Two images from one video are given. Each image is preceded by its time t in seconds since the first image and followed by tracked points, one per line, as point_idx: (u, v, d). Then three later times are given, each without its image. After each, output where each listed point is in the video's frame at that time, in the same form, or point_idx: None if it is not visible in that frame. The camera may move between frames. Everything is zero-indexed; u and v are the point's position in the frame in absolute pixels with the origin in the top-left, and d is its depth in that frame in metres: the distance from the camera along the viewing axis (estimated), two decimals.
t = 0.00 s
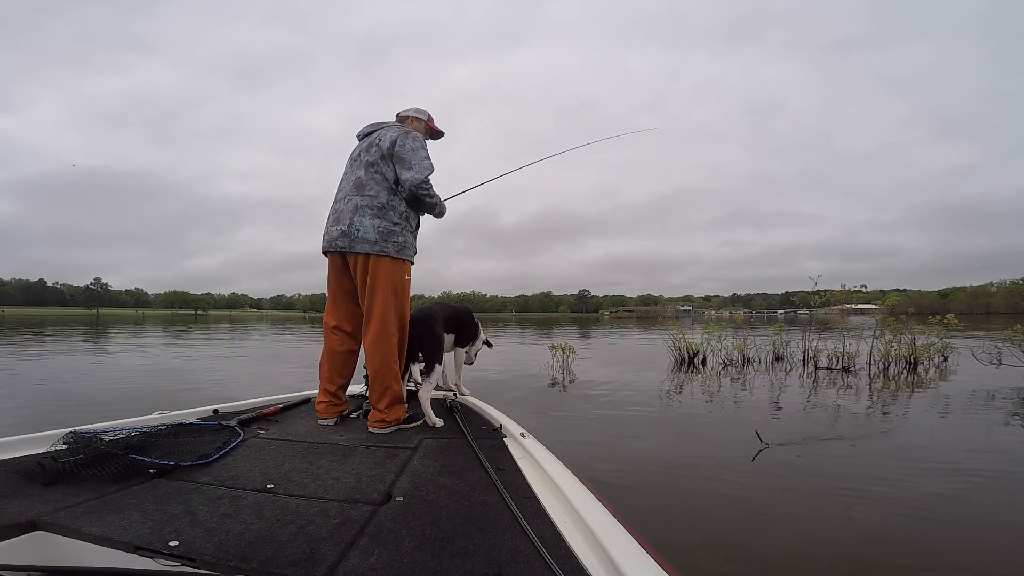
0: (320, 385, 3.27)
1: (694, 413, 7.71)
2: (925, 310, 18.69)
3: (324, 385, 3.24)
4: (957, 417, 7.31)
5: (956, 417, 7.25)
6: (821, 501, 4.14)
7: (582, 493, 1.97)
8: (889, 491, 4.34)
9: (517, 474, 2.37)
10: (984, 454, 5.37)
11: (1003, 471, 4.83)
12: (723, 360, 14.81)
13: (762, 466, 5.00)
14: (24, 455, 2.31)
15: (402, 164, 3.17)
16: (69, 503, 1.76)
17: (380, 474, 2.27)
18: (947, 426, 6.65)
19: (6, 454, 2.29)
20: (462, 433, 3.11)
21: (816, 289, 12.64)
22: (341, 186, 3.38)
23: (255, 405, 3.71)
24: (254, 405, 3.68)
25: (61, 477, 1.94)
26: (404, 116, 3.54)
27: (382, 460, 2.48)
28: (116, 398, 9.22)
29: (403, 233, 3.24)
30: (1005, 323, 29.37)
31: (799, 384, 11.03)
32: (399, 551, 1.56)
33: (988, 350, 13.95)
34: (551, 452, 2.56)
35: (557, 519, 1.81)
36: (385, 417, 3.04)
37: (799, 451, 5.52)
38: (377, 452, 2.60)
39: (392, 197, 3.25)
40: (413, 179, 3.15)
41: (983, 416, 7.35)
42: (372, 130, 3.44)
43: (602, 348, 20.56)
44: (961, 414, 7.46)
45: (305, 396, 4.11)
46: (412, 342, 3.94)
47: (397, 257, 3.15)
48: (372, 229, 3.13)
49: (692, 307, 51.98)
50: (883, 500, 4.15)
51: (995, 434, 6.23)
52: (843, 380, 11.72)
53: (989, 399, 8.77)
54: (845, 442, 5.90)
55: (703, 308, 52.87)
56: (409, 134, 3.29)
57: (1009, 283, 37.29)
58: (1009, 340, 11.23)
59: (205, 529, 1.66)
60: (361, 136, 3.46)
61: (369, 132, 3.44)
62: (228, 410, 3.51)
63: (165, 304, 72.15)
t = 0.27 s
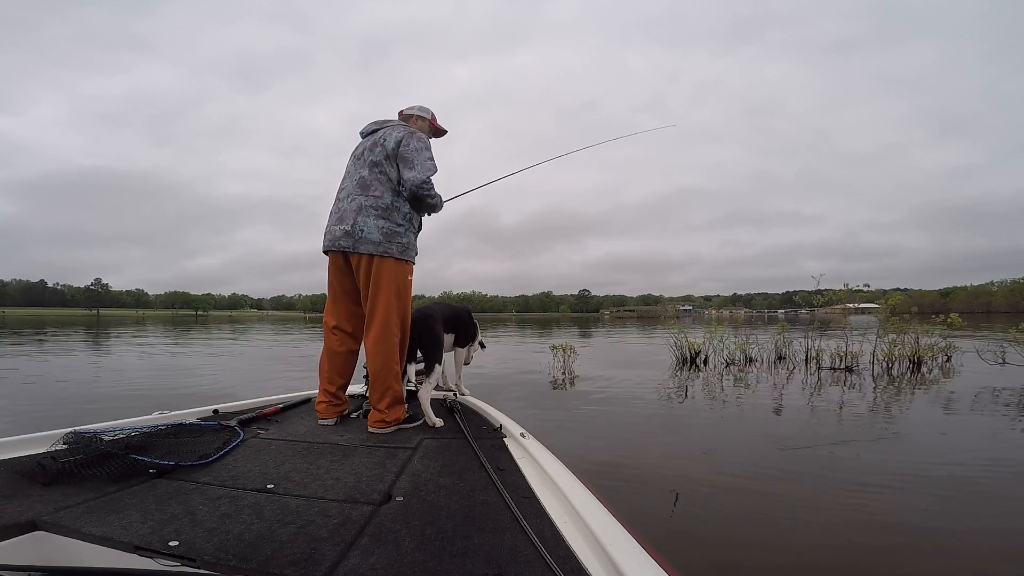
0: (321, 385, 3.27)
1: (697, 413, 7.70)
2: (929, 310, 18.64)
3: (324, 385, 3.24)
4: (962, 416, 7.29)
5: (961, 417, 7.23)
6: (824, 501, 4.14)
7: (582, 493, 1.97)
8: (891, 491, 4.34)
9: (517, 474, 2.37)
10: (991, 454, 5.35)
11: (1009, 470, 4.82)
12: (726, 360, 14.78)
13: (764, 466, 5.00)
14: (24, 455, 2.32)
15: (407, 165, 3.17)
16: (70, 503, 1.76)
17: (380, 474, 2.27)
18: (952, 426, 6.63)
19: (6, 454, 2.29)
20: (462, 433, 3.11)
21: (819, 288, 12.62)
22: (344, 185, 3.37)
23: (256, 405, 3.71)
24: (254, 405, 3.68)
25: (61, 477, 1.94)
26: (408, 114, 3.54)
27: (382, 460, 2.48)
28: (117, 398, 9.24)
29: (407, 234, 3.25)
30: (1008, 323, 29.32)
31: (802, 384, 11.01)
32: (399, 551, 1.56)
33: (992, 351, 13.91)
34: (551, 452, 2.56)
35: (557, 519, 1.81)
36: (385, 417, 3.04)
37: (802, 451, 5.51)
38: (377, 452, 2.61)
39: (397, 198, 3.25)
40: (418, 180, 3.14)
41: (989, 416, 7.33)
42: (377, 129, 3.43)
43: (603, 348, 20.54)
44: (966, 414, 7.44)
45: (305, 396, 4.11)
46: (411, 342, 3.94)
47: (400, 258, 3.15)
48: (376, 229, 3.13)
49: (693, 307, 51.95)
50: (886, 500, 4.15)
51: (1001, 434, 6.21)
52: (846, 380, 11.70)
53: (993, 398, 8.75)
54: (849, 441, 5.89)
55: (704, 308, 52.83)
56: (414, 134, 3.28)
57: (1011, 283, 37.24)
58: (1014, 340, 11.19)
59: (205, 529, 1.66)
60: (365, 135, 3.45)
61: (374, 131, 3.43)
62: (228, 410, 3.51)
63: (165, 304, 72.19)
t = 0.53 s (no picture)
0: (321, 385, 3.27)
1: (700, 412, 7.69)
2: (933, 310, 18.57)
3: (324, 385, 3.24)
4: (966, 416, 7.26)
5: (966, 416, 7.20)
6: (824, 501, 4.13)
7: (582, 493, 1.97)
8: (893, 491, 4.33)
9: (517, 473, 2.37)
10: (996, 454, 5.32)
11: (1014, 470, 4.80)
12: (728, 359, 14.76)
13: (766, 466, 4.99)
14: (24, 455, 2.32)
15: (413, 165, 3.18)
16: (70, 503, 1.76)
17: (380, 474, 2.27)
18: (957, 426, 6.60)
19: (6, 454, 2.29)
20: (462, 433, 3.11)
21: (822, 287, 12.58)
22: (347, 183, 3.35)
23: (256, 405, 3.71)
24: (254, 405, 3.68)
25: (61, 477, 1.94)
26: (411, 113, 3.53)
27: (382, 460, 2.48)
28: (117, 398, 9.27)
29: (411, 234, 3.26)
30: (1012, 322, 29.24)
31: (804, 383, 10.99)
32: (399, 551, 1.56)
33: (997, 350, 13.86)
34: (551, 452, 2.56)
35: (557, 519, 1.81)
36: (385, 417, 3.04)
37: (805, 451, 5.50)
38: (377, 452, 2.60)
39: (401, 198, 3.26)
40: (423, 180, 3.15)
41: (993, 415, 7.30)
42: (380, 127, 3.42)
43: (604, 347, 20.52)
44: (971, 413, 7.41)
45: (305, 396, 4.11)
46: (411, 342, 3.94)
47: (404, 259, 3.16)
48: (381, 230, 3.13)
49: (694, 306, 51.91)
50: (888, 500, 4.15)
51: (1006, 434, 6.19)
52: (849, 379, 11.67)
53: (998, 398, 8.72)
54: (852, 441, 5.87)
55: (705, 308, 52.78)
56: (419, 134, 3.29)
57: (1013, 282, 37.17)
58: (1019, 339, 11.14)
59: (205, 529, 1.66)
60: (368, 133, 3.44)
61: (377, 129, 3.42)
62: (228, 410, 3.51)
63: (166, 304, 72.26)
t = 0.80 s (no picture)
0: (321, 385, 3.27)
1: (703, 412, 7.67)
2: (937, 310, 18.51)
3: (325, 385, 3.24)
4: (971, 416, 7.25)
5: (970, 416, 7.17)
6: (826, 501, 4.14)
7: (582, 493, 1.97)
8: (891, 490, 4.35)
9: (517, 473, 2.36)
10: (1002, 454, 5.31)
11: (1019, 470, 4.78)
12: (730, 359, 14.74)
13: (767, 466, 4.98)
14: (24, 455, 2.32)
15: (420, 166, 3.19)
16: (70, 503, 1.76)
17: (380, 474, 2.27)
18: (963, 426, 6.57)
19: (6, 454, 2.29)
20: (462, 433, 3.11)
21: (824, 286, 12.57)
22: (351, 182, 3.33)
23: (256, 405, 3.71)
24: (254, 405, 3.68)
25: (61, 477, 1.94)
26: (414, 113, 3.54)
27: (382, 460, 2.48)
28: (118, 398, 9.30)
29: (416, 235, 3.27)
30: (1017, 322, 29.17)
31: (807, 383, 10.97)
32: (399, 551, 1.56)
33: (1002, 350, 13.82)
34: (551, 452, 2.55)
35: (557, 519, 1.81)
36: (385, 417, 3.04)
37: (807, 451, 5.49)
38: (377, 452, 2.60)
39: (407, 199, 3.27)
40: (431, 181, 3.17)
41: (998, 416, 7.28)
42: (385, 126, 3.41)
43: (605, 347, 20.51)
44: (975, 413, 7.38)
45: (305, 396, 4.11)
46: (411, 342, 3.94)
47: (409, 260, 3.16)
48: (387, 230, 3.13)
49: (695, 306, 51.88)
50: (890, 500, 4.14)
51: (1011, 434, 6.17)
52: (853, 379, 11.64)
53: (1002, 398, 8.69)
54: (856, 442, 5.86)
55: (706, 308, 52.75)
56: (426, 135, 3.30)
57: (1015, 282, 37.18)
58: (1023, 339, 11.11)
59: (205, 529, 1.66)
60: (372, 132, 3.43)
61: (381, 128, 3.42)
62: (228, 410, 3.51)
63: (166, 304, 72.33)
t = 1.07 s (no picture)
0: (322, 385, 3.26)
1: (706, 413, 7.66)
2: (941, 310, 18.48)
3: (325, 385, 3.24)
4: (975, 416, 7.24)
5: (974, 417, 7.16)
6: (827, 501, 4.14)
7: (582, 493, 1.97)
8: (894, 490, 4.35)
9: (517, 473, 2.36)
10: (1007, 455, 5.30)
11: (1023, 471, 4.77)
12: (731, 360, 14.73)
13: (768, 467, 4.98)
14: (23, 455, 2.32)
15: (429, 167, 3.21)
16: (69, 503, 1.76)
17: (380, 474, 2.27)
18: (968, 427, 6.56)
19: (6, 454, 2.29)
20: (462, 433, 3.11)
21: (826, 286, 12.57)
22: (355, 180, 3.30)
23: (255, 405, 3.71)
24: (254, 405, 3.68)
25: (61, 477, 1.94)
26: (420, 117, 3.57)
27: (382, 460, 2.48)
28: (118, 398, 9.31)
29: (421, 237, 3.29)
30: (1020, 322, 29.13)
31: (810, 384, 10.95)
32: (399, 551, 1.56)
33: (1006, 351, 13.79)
34: (551, 452, 2.55)
35: (557, 519, 1.81)
36: (385, 417, 3.03)
37: (809, 451, 5.48)
38: (377, 452, 2.60)
39: (413, 200, 3.28)
40: (440, 184, 3.20)
41: (1002, 416, 7.26)
42: (390, 126, 3.41)
43: (606, 347, 20.50)
44: (979, 414, 7.37)
45: (305, 396, 4.11)
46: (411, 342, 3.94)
47: (414, 261, 3.18)
48: (394, 231, 3.13)
49: (696, 306, 51.85)
50: (891, 501, 4.14)
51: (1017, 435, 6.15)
52: (855, 380, 11.62)
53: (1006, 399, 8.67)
54: (859, 442, 5.85)
55: (707, 308, 52.72)
56: (433, 137, 3.33)
57: (1017, 282, 37.17)
58: None
59: (205, 529, 1.66)
60: (377, 131, 3.42)
61: (387, 128, 3.40)
62: (228, 410, 3.51)
63: (167, 304, 72.34)
